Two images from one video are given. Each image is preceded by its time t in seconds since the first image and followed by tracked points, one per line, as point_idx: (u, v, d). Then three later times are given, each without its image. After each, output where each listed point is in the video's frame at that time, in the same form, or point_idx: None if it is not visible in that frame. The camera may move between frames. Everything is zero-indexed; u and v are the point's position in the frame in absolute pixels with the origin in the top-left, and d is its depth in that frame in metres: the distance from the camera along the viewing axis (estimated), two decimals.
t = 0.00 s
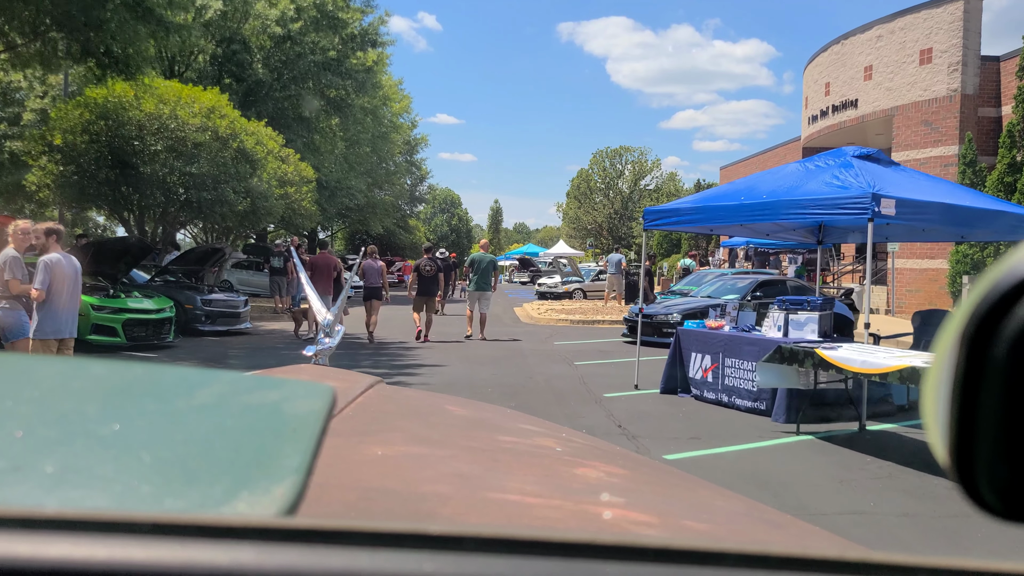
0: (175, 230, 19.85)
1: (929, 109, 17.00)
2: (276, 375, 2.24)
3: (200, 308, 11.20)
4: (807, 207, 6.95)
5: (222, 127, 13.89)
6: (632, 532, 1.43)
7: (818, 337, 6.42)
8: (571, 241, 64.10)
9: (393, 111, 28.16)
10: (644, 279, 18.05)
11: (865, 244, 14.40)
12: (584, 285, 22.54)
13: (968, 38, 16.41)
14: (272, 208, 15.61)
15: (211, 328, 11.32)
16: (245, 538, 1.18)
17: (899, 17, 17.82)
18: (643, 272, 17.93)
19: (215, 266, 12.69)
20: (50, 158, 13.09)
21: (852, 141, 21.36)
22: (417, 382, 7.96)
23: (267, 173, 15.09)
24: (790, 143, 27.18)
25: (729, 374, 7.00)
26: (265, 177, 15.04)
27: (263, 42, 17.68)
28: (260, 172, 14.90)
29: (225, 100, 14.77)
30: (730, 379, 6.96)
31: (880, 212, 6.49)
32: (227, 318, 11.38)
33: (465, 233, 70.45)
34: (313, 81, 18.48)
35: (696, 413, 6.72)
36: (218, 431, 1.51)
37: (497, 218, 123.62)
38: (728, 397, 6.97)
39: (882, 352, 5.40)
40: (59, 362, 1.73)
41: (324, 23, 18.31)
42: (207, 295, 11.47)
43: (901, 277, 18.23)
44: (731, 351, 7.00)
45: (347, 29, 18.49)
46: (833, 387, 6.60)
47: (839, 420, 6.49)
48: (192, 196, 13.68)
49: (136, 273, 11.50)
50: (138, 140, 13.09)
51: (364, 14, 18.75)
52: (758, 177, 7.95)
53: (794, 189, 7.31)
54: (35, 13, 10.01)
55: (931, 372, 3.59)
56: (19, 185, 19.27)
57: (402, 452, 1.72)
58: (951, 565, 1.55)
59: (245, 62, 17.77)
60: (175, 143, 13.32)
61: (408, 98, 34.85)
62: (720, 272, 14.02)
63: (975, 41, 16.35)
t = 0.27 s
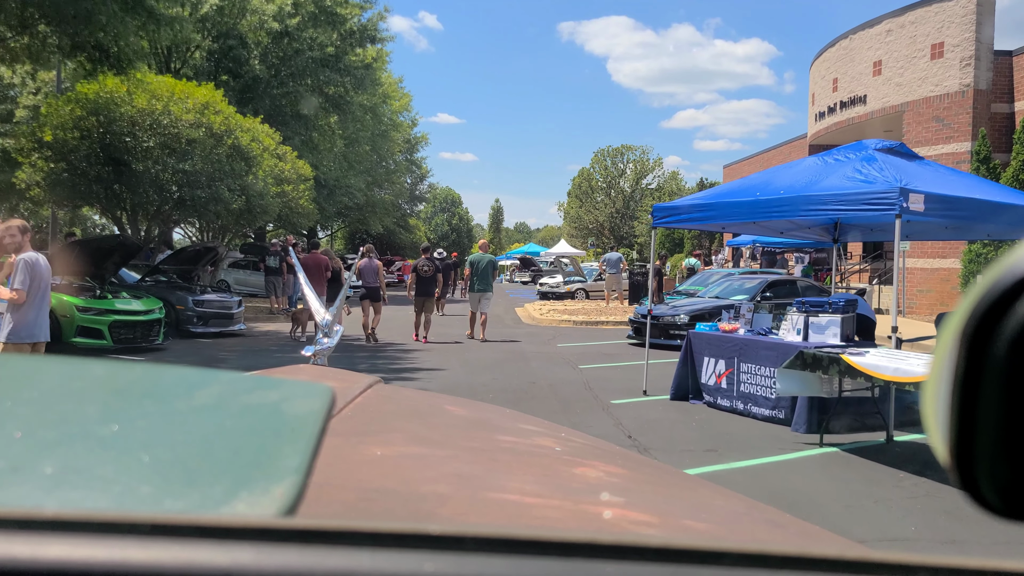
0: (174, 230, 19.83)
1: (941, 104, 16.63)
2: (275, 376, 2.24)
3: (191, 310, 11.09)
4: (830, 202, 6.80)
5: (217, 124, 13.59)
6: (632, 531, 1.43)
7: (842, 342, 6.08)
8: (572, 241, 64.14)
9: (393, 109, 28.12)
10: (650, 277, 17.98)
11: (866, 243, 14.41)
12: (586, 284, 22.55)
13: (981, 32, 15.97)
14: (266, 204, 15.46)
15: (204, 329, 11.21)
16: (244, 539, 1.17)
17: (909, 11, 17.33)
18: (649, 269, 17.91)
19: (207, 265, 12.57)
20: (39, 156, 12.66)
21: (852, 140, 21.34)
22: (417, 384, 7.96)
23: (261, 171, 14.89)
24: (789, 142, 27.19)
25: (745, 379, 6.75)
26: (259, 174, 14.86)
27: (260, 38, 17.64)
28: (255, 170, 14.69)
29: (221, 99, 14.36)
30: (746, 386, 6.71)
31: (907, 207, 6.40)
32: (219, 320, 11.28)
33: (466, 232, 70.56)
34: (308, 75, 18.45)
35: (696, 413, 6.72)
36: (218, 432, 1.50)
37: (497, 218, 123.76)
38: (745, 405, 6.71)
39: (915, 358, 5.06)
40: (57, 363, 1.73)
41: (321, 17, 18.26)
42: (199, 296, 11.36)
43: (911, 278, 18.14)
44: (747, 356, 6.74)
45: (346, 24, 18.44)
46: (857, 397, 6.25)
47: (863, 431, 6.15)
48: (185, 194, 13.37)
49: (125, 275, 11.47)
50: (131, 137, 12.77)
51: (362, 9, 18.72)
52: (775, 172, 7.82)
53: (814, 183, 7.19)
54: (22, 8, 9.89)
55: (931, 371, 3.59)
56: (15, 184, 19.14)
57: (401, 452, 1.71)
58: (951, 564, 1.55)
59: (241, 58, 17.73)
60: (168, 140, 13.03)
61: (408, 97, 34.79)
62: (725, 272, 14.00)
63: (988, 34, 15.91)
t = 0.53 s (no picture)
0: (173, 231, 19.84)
1: (953, 101, 16.15)
2: (275, 376, 2.24)
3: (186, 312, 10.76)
4: (855, 198, 6.41)
5: (213, 121, 13.39)
6: (631, 531, 1.43)
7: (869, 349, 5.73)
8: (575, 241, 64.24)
9: (393, 108, 28.08)
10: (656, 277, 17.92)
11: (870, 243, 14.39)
12: (589, 285, 22.62)
13: (996, 26, 15.51)
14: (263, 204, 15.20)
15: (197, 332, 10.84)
16: (243, 539, 1.17)
17: (922, 4, 16.92)
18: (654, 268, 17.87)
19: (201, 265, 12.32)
20: (32, 154, 12.22)
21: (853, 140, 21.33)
22: (418, 387, 7.96)
23: (259, 170, 14.73)
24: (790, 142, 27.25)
25: (765, 387, 6.37)
26: (256, 173, 14.68)
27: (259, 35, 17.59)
28: (251, 169, 14.47)
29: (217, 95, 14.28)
30: (765, 394, 6.35)
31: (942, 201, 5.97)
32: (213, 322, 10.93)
33: (468, 232, 70.70)
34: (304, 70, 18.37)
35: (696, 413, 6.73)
36: (218, 432, 1.51)
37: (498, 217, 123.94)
38: (765, 414, 6.33)
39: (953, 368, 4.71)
40: (56, 364, 1.73)
41: (321, 14, 17.86)
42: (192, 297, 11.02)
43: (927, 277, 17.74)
44: (765, 362, 6.39)
45: (345, 21, 18.14)
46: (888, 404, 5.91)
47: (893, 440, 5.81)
48: (180, 192, 13.05)
49: (115, 275, 11.16)
50: (124, 134, 12.39)
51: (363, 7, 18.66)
52: (793, 168, 7.41)
53: (837, 178, 6.76)
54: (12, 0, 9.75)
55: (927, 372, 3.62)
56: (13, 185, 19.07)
57: (400, 453, 1.72)
58: (948, 563, 1.55)
59: (240, 55, 17.66)
60: (163, 138, 12.73)
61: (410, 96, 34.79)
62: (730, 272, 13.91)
63: (1002, 29, 15.45)
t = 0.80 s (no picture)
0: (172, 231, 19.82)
1: (966, 95, 15.96)
2: (273, 376, 2.24)
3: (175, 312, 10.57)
4: (883, 192, 5.88)
5: (205, 116, 13.18)
6: (630, 532, 1.43)
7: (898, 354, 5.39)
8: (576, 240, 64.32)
9: (393, 106, 28.04)
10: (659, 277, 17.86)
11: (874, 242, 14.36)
12: (591, 284, 22.60)
13: (1010, 19, 15.30)
14: (263, 204, 14.82)
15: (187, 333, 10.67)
16: (242, 539, 1.17)
17: None
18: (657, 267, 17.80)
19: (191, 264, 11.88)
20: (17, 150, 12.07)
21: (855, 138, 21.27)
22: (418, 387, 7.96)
23: (254, 167, 14.43)
24: (790, 141, 27.27)
25: (784, 394, 6.04)
26: (253, 171, 14.36)
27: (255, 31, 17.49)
28: (246, 167, 14.20)
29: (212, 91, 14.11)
30: (785, 402, 6.01)
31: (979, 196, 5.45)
32: (203, 324, 10.77)
33: (468, 232, 70.72)
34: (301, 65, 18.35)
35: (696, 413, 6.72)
36: (217, 432, 1.50)
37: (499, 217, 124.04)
38: (785, 423, 5.98)
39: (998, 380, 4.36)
40: (54, 363, 1.72)
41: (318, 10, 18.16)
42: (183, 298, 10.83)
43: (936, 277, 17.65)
44: (784, 368, 6.06)
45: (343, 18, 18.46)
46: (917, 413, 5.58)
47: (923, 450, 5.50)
48: (171, 189, 12.87)
49: (103, 274, 10.98)
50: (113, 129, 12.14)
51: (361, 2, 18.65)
52: (812, 162, 6.93)
53: (861, 172, 6.27)
54: None
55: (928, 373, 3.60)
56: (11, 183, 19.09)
57: (399, 453, 1.71)
58: (948, 564, 1.55)
59: (236, 50, 17.45)
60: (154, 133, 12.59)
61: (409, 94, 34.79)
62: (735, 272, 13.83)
63: (1016, 22, 15.25)
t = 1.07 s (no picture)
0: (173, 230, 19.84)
1: (981, 91, 16.01)
2: (272, 375, 2.24)
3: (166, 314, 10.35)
4: (914, 185, 5.58)
5: (200, 113, 13.17)
6: (629, 531, 1.43)
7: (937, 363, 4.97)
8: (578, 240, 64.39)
9: (394, 104, 27.99)
10: (665, 278, 17.84)
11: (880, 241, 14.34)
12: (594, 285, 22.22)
13: None
14: (259, 202, 14.86)
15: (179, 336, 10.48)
16: (241, 539, 1.17)
17: None
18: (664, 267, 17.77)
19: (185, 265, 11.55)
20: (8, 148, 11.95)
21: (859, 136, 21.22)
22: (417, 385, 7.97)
23: (249, 165, 14.42)
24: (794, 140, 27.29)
25: (807, 404, 5.64)
26: (248, 168, 14.37)
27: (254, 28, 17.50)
28: (242, 166, 14.17)
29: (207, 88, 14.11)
30: (808, 411, 5.60)
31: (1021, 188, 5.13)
32: (196, 326, 10.53)
33: (470, 232, 70.76)
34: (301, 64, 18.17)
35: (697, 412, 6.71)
36: (216, 431, 1.50)
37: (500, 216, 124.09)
38: (807, 435, 5.58)
39: None
40: (53, 362, 1.72)
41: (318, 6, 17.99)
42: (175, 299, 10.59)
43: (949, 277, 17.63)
44: (807, 375, 5.65)
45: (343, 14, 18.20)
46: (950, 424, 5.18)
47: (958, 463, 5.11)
48: (165, 187, 12.81)
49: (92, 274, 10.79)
50: (104, 127, 12.04)
51: None
52: (835, 156, 6.63)
53: (889, 165, 5.97)
54: None
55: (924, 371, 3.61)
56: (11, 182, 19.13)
57: (398, 452, 1.71)
58: (947, 564, 1.55)
59: (233, 47, 17.51)
60: (148, 130, 12.49)
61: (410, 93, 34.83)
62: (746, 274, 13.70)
63: None
